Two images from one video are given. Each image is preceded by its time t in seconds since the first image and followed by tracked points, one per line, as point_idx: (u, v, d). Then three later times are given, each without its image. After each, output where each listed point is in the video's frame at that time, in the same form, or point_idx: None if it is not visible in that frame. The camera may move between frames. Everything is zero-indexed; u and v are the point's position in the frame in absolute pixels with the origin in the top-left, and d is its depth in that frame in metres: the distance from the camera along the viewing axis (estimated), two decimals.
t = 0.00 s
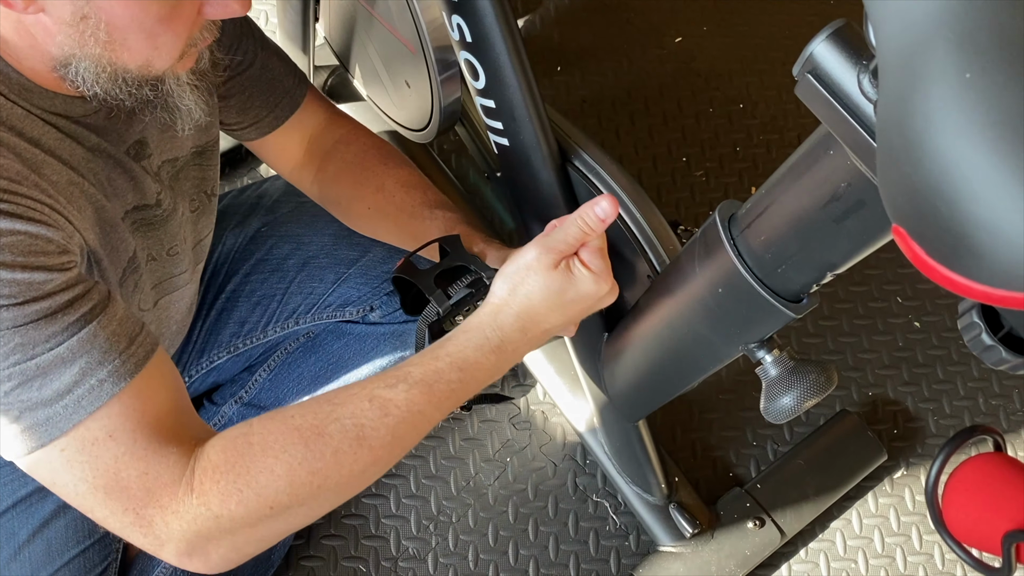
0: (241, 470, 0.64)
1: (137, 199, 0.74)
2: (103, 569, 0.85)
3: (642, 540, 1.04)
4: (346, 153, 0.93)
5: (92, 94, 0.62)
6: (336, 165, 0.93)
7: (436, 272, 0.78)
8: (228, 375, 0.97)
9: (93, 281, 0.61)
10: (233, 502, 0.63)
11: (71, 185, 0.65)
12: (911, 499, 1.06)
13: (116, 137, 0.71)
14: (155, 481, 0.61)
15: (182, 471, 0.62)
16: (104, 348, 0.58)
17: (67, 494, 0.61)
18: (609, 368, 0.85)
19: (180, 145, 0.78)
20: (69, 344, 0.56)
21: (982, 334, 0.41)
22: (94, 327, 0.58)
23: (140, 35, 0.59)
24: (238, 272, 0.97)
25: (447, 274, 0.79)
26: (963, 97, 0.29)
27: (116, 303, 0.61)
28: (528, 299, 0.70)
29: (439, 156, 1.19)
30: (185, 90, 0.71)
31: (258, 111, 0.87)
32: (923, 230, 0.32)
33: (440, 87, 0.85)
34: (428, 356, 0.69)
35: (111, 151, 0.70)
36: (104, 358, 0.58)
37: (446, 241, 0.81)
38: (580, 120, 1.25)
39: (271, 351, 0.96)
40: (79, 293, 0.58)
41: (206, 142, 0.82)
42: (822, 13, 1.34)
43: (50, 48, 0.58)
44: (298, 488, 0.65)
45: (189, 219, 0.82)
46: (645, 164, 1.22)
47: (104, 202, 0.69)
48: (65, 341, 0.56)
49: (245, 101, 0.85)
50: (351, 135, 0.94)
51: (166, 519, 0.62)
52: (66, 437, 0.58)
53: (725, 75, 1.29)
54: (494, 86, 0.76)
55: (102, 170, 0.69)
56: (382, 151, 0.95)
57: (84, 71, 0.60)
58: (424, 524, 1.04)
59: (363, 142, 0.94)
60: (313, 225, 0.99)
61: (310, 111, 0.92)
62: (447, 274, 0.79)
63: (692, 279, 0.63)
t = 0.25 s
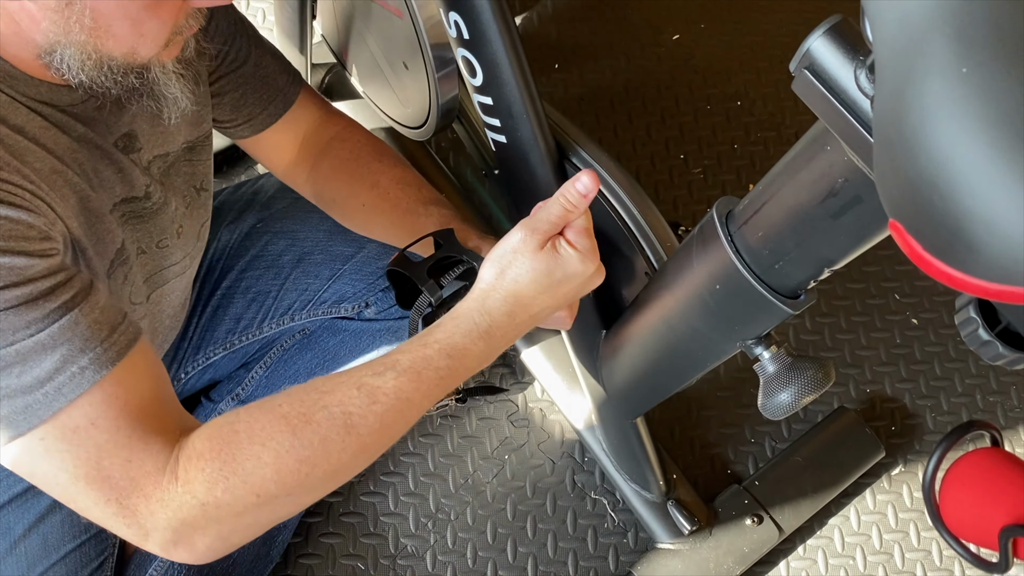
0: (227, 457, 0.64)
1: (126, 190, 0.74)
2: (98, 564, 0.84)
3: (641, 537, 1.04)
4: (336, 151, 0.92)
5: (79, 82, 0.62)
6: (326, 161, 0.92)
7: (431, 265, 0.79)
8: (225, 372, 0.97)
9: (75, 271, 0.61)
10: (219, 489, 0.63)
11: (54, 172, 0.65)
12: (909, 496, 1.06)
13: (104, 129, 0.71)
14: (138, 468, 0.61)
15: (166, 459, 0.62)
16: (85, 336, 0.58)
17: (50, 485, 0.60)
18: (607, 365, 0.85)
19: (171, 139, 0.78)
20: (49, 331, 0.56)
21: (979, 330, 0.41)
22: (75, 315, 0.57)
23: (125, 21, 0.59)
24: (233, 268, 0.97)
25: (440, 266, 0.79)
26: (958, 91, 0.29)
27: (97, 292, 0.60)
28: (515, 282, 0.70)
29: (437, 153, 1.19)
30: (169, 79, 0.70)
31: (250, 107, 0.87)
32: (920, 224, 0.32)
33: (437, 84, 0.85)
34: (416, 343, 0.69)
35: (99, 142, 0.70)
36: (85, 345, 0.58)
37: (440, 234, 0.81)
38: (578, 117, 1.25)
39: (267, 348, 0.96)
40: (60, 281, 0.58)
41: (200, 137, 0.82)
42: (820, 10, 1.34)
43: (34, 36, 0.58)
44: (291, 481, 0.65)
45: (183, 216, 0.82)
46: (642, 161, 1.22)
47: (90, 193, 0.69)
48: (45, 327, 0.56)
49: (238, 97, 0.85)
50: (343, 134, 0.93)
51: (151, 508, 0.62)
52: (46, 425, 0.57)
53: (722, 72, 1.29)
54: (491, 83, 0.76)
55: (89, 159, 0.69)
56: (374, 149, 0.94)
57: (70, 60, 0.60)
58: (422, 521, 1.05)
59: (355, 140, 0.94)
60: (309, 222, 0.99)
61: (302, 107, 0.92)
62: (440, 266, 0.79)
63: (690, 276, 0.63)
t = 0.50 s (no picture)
0: (205, 442, 0.64)
1: (97, 187, 0.73)
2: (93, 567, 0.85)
3: (637, 536, 1.04)
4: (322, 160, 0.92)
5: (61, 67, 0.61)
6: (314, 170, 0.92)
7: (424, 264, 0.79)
8: (224, 375, 0.97)
9: (34, 261, 0.60)
10: (195, 474, 0.64)
11: (14, 164, 0.63)
12: (905, 495, 1.06)
13: (78, 125, 0.70)
14: (112, 451, 0.61)
15: (141, 442, 0.62)
16: (46, 325, 0.57)
17: (21, 468, 0.60)
18: (603, 365, 0.85)
19: (152, 137, 0.78)
20: (11, 320, 0.55)
21: (970, 329, 0.41)
22: (36, 304, 0.57)
23: None
24: (235, 272, 0.97)
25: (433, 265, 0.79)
26: (946, 93, 0.29)
27: (58, 282, 0.60)
28: (512, 292, 0.69)
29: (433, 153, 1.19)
30: (156, 56, 0.70)
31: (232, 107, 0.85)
32: (909, 225, 0.32)
33: (433, 84, 0.85)
34: (405, 344, 0.69)
35: (67, 137, 0.69)
36: (48, 334, 0.57)
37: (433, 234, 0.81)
38: (574, 117, 1.25)
39: (268, 352, 0.96)
40: (20, 271, 0.57)
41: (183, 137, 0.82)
42: (815, 10, 1.34)
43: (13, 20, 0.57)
44: (279, 474, 0.66)
45: (167, 215, 0.82)
46: (639, 161, 1.22)
47: (51, 185, 0.67)
48: (6, 316, 0.55)
49: (220, 94, 0.84)
50: (329, 141, 0.93)
51: (125, 490, 0.62)
52: (11, 412, 0.57)
53: (719, 72, 1.29)
54: (486, 83, 0.76)
55: (53, 153, 0.68)
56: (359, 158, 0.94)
57: (50, 45, 0.59)
58: (418, 521, 1.05)
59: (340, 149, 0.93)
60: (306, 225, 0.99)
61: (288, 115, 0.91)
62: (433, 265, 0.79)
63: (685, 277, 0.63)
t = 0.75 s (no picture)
0: (149, 455, 0.61)
1: (76, 196, 0.70)
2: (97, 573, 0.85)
3: (637, 535, 1.04)
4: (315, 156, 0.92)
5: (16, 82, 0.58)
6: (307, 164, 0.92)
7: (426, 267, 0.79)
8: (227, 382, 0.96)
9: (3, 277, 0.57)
10: (147, 486, 0.61)
11: None
12: (904, 493, 1.07)
13: (51, 137, 0.67)
14: (70, 470, 0.58)
15: (100, 460, 0.59)
16: (10, 344, 0.54)
17: None
18: (603, 364, 0.86)
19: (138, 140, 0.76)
20: None
21: (968, 327, 0.42)
22: None
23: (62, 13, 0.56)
24: (240, 278, 0.97)
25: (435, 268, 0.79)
26: (943, 93, 0.29)
27: (26, 299, 0.56)
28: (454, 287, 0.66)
29: (433, 153, 1.19)
30: (119, 68, 0.68)
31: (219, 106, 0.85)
32: (907, 223, 0.33)
33: (432, 85, 0.86)
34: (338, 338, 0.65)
35: (40, 148, 0.66)
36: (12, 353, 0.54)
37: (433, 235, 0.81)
38: (573, 117, 1.25)
39: (271, 358, 0.95)
40: None
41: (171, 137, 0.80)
42: (813, 10, 1.34)
43: None
44: (276, 477, 0.65)
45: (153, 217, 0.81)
46: (637, 160, 1.23)
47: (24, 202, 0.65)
48: None
49: (204, 92, 0.83)
50: (314, 132, 0.93)
51: (89, 506, 0.60)
52: None
53: (717, 72, 1.29)
54: (486, 83, 0.76)
55: (24, 166, 0.65)
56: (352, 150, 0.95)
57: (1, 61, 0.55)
58: (419, 520, 1.05)
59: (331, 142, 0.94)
60: (311, 230, 1.00)
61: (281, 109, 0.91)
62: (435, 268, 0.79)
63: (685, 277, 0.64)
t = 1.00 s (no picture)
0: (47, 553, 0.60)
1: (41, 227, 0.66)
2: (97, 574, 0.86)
3: (635, 531, 1.05)
4: (277, 131, 0.89)
5: None
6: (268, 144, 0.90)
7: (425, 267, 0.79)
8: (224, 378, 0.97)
9: None
10: None
11: None
12: (900, 489, 1.07)
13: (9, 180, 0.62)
14: None
15: None
16: None
17: None
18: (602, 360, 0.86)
19: (105, 158, 0.71)
20: None
21: (960, 319, 0.42)
22: None
23: None
24: (236, 279, 0.95)
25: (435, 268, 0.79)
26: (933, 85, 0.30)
27: None
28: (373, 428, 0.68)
29: (431, 153, 1.19)
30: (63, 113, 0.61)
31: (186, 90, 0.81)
32: (898, 215, 0.33)
33: (430, 83, 0.86)
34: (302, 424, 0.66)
35: None
36: None
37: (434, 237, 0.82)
38: (570, 116, 1.25)
39: (269, 357, 0.95)
40: None
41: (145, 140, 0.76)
42: (809, 9, 1.35)
43: None
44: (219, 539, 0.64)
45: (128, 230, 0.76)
46: (634, 159, 1.23)
47: None
48: None
49: (184, 94, 0.81)
50: (262, 108, 0.89)
51: None
52: None
53: (713, 71, 1.30)
54: (483, 82, 0.77)
55: None
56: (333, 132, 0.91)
57: None
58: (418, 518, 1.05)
59: (300, 120, 0.91)
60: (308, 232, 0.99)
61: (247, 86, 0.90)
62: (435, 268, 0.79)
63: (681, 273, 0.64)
